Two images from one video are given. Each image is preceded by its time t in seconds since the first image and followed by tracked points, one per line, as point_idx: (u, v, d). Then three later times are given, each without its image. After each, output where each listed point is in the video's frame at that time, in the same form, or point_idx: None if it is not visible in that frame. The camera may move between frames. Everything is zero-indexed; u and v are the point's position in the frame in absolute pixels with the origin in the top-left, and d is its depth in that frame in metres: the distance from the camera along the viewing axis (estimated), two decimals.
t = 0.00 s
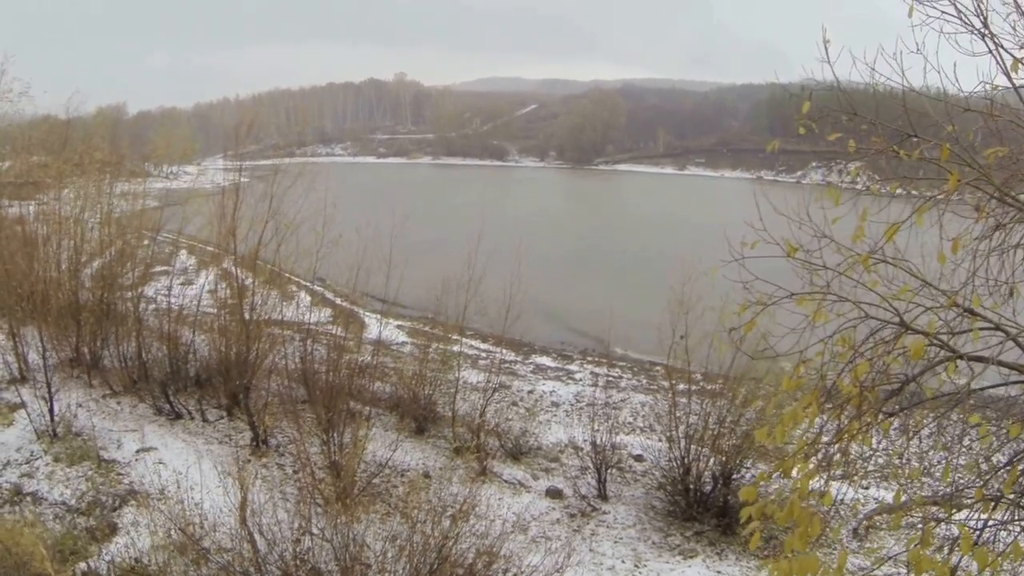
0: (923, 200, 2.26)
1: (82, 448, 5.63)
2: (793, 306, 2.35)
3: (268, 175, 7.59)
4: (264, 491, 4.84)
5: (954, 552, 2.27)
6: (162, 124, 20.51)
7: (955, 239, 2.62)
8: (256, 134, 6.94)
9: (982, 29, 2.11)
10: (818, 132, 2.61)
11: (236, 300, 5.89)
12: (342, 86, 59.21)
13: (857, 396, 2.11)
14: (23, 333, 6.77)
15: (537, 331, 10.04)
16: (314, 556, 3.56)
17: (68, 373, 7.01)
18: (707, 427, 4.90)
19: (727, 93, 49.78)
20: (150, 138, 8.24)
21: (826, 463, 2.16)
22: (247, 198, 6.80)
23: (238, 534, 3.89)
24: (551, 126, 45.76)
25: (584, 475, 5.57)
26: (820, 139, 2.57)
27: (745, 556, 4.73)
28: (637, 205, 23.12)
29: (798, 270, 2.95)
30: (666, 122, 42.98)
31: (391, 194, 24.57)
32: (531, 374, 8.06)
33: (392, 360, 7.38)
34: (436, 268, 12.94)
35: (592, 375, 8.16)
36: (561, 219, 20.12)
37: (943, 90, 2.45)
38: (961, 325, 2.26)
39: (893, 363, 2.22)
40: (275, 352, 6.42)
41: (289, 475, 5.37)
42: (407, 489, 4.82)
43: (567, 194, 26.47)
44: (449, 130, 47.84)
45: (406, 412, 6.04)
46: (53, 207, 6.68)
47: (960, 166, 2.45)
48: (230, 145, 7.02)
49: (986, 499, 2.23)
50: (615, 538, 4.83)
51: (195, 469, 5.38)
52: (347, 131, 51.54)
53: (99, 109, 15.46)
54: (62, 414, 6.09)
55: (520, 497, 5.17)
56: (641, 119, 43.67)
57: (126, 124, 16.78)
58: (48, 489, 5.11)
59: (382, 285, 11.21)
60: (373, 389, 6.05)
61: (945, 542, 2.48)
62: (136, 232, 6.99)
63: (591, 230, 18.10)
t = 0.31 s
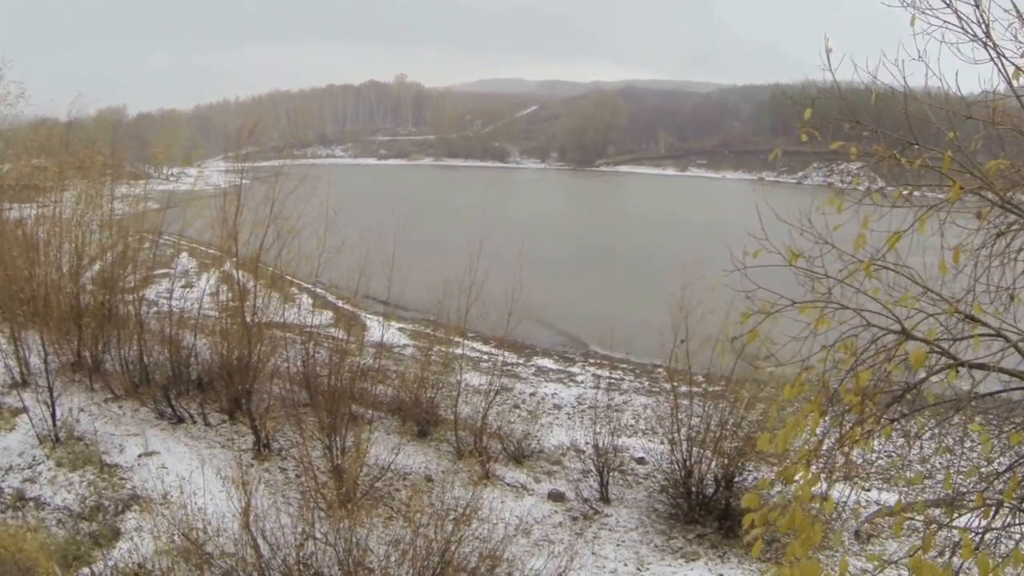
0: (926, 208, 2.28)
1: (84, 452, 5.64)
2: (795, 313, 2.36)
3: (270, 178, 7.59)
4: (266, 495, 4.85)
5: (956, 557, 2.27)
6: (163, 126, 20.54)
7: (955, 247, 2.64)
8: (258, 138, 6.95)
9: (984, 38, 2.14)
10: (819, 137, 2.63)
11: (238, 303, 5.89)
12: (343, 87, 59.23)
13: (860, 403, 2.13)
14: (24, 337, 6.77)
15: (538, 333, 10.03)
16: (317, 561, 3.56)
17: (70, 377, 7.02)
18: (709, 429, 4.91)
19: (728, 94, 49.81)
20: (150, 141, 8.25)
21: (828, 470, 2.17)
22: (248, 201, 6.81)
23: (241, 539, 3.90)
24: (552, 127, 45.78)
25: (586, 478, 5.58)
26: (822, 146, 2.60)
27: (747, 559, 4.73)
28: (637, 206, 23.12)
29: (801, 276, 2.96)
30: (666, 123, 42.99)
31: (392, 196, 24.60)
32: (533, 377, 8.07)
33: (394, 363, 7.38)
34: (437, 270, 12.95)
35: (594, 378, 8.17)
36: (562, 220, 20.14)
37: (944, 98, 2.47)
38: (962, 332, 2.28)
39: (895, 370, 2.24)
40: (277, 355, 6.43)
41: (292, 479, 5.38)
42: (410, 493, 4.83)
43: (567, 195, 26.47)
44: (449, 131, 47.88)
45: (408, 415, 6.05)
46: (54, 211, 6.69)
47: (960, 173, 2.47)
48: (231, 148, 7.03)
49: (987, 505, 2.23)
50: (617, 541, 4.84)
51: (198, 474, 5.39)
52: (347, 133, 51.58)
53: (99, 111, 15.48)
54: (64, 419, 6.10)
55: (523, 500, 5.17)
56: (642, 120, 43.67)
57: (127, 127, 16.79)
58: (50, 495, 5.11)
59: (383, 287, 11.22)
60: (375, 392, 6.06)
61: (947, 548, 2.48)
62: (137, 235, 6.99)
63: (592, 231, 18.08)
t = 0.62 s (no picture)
0: (926, 218, 2.29)
1: (86, 458, 5.65)
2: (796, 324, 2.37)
3: (271, 183, 7.61)
4: (269, 502, 4.86)
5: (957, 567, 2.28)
6: (163, 131, 20.59)
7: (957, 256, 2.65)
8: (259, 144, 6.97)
9: (985, 49, 2.18)
10: (820, 145, 2.66)
11: (240, 308, 5.90)
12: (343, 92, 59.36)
13: (861, 414, 2.14)
14: (26, 343, 6.77)
15: (539, 338, 10.02)
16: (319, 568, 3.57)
17: (71, 383, 7.02)
18: (710, 435, 4.90)
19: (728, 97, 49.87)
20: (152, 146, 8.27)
21: (829, 481, 2.17)
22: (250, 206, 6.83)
23: (244, 546, 3.91)
24: (552, 131, 45.86)
25: (587, 484, 5.58)
26: (824, 153, 2.62)
27: (749, 565, 4.73)
28: (638, 210, 23.12)
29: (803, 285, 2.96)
30: (667, 126, 43.04)
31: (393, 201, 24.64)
32: (535, 383, 8.07)
33: (396, 369, 7.39)
34: (438, 275, 12.95)
35: (595, 383, 8.17)
36: (563, 225, 20.15)
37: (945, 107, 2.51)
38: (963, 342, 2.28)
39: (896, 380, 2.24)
40: (279, 361, 6.44)
41: (294, 486, 5.38)
42: (412, 500, 4.84)
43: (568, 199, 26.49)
44: (450, 136, 47.97)
45: (410, 421, 6.07)
46: (56, 216, 6.70)
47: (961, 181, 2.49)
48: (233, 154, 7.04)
49: (988, 513, 2.24)
50: (619, 548, 4.84)
51: (200, 481, 5.40)
52: (348, 138, 51.68)
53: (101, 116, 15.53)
54: (65, 425, 6.10)
55: (524, 507, 5.17)
56: (642, 123, 43.72)
57: (128, 132, 16.84)
58: (52, 501, 5.11)
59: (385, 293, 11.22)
60: (377, 398, 6.07)
61: (949, 556, 2.48)
62: (138, 240, 7.00)
63: (592, 235, 18.12)
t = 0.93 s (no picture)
0: (927, 231, 2.31)
1: (87, 467, 5.64)
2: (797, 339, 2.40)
3: (272, 191, 7.63)
4: (270, 512, 4.86)
5: None
6: (163, 138, 20.64)
7: (959, 269, 2.68)
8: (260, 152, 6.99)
9: (986, 62, 2.21)
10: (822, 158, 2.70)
11: (241, 316, 5.90)
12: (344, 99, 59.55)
13: (863, 427, 2.15)
14: (27, 350, 6.77)
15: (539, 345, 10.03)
16: None
17: (72, 390, 7.02)
18: (711, 443, 4.91)
19: (728, 103, 50.01)
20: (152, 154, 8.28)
21: (831, 493, 2.18)
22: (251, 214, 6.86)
23: (245, 555, 3.91)
24: (553, 138, 45.97)
25: (588, 493, 5.58)
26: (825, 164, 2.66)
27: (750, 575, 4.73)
28: (638, 217, 23.17)
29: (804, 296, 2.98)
30: (666, 133, 43.13)
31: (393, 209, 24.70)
32: (536, 391, 8.07)
33: (397, 377, 7.40)
34: (438, 282, 12.96)
35: (596, 392, 8.17)
36: (564, 232, 20.19)
37: (944, 118, 2.54)
38: (962, 353, 2.31)
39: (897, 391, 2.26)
40: (280, 370, 6.45)
41: (295, 495, 5.39)
42: (413, 509, 4.85)
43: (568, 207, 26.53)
44: (450, 143, 48.10)
45: (411, 430, 6.07)
46: (58, 223, 6.72)
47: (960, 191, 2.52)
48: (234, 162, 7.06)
49: (989, 525, 2.25)
50: (620, 557, 4.84)
51: (201, 490, 5.40)
52: (349, 145, 51.81)
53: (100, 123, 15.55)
54: (66, 432, 6.10)
55: (525, 516, 5.17)
56: (642, 130, 43.82)
57: (128, 140, 16.88)
58: (53, 509, 5.11)
59: (385, 300, 11.23)
60: (378, 406, 6.07)
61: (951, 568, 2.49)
62: (139, 247, 7.01)
63: (592, 242, 18.15)
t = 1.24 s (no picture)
0: (927, 246, 2.33)
1: (87, 477, 5.65)
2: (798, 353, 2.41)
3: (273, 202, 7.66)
4: (271, 523, 4.87)
5: None
6: (165, 148, 20.78)
7: (960, 283, 2.69)
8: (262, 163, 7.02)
9: (986, 76, 2.23)
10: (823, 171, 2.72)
11: (242, 327, 5.92)
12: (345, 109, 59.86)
13: (864, 442, 2.17)
14: (28, 359, 6.79)
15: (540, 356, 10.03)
16: None
17: (73, 400, 7.04)
18: (711, 456, 4.92)
19: (728, 114, 50.23)
20: (154, 165, 8.33)
21: (832, 508, 2.19)
22: (253, 225, 6.88)
23: (245, 566, 3.91)
24: (553, 149, 46.16)
25: (589, 505, 5.58)
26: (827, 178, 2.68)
27: None
28: (638, 227, 23.22)
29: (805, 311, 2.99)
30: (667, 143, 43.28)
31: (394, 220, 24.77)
32: (537, 403, 8.07)
33: (398, 389, 7.40)
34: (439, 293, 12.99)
35: (596, 403, 8.17)
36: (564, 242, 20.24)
37: (944, 130, 2.57)
38: (964, 368, 2.32)
39: (898, 407, 2.27)
40: (281, 381, 6.46)
41: (295, 507, 5.39)
42: (414, 521, 4.85)
43: (569, 217, 26.61)
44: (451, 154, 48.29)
45: (412, 441, 6.07)
46: (59, 233, 6.75)
47: (960, 205, 2.55)
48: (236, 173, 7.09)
49: (989, 539, 2.26)
50: (620, 569, 4.83)
51: (202, 501, 5.40)
52: (349, 155, 52.02)
53: (103, 134, 15.66)
54: (66, 442, 6.10)
55: (526, 528, 5.17)
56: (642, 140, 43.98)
57: (130, 150, 16.99)
58: (54, 519, 5.11)
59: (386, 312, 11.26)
60: (379, 418, 6.07)
61: None
62: (141, 257, 7.04)
63: (592, 253, 18.20)
